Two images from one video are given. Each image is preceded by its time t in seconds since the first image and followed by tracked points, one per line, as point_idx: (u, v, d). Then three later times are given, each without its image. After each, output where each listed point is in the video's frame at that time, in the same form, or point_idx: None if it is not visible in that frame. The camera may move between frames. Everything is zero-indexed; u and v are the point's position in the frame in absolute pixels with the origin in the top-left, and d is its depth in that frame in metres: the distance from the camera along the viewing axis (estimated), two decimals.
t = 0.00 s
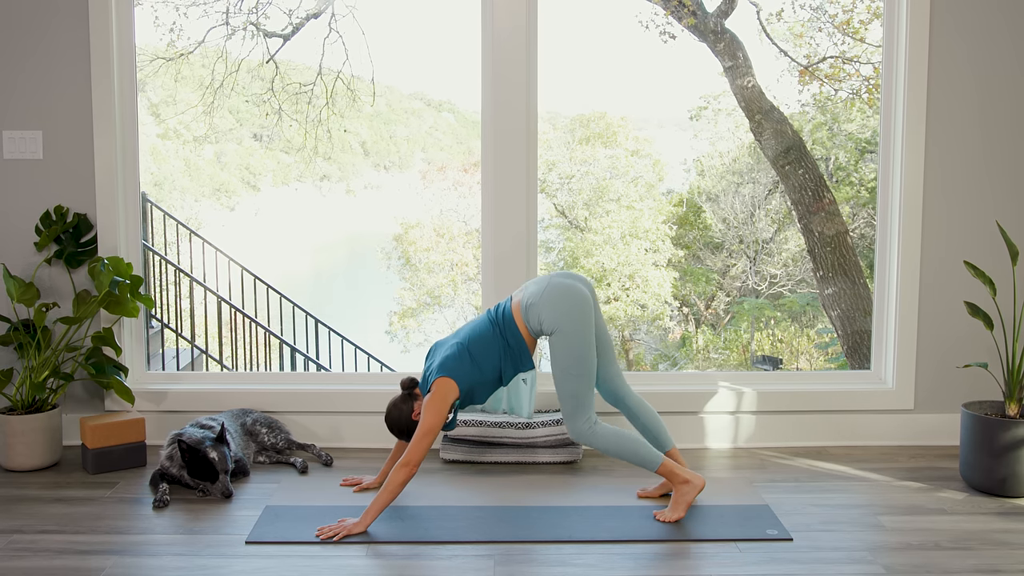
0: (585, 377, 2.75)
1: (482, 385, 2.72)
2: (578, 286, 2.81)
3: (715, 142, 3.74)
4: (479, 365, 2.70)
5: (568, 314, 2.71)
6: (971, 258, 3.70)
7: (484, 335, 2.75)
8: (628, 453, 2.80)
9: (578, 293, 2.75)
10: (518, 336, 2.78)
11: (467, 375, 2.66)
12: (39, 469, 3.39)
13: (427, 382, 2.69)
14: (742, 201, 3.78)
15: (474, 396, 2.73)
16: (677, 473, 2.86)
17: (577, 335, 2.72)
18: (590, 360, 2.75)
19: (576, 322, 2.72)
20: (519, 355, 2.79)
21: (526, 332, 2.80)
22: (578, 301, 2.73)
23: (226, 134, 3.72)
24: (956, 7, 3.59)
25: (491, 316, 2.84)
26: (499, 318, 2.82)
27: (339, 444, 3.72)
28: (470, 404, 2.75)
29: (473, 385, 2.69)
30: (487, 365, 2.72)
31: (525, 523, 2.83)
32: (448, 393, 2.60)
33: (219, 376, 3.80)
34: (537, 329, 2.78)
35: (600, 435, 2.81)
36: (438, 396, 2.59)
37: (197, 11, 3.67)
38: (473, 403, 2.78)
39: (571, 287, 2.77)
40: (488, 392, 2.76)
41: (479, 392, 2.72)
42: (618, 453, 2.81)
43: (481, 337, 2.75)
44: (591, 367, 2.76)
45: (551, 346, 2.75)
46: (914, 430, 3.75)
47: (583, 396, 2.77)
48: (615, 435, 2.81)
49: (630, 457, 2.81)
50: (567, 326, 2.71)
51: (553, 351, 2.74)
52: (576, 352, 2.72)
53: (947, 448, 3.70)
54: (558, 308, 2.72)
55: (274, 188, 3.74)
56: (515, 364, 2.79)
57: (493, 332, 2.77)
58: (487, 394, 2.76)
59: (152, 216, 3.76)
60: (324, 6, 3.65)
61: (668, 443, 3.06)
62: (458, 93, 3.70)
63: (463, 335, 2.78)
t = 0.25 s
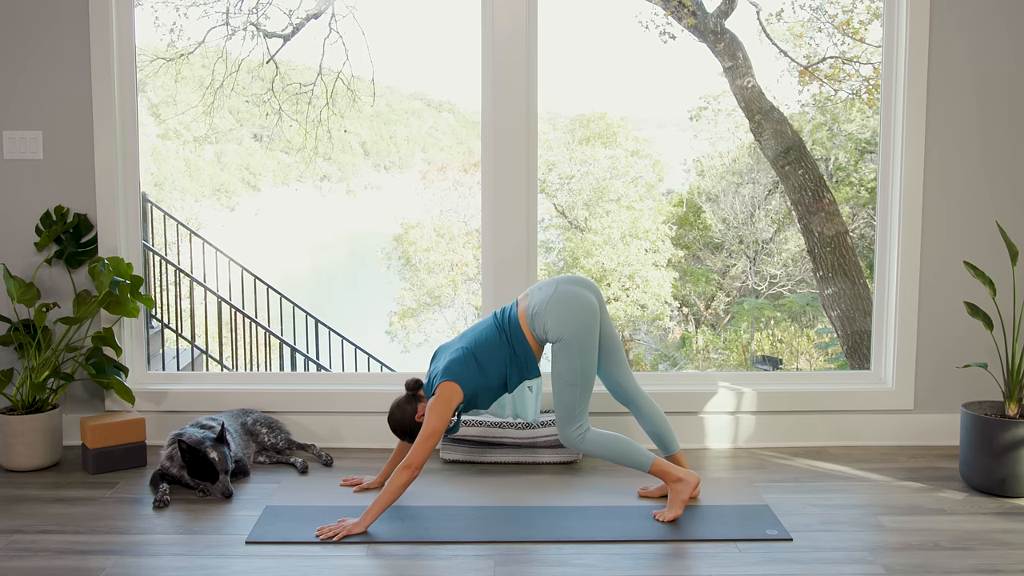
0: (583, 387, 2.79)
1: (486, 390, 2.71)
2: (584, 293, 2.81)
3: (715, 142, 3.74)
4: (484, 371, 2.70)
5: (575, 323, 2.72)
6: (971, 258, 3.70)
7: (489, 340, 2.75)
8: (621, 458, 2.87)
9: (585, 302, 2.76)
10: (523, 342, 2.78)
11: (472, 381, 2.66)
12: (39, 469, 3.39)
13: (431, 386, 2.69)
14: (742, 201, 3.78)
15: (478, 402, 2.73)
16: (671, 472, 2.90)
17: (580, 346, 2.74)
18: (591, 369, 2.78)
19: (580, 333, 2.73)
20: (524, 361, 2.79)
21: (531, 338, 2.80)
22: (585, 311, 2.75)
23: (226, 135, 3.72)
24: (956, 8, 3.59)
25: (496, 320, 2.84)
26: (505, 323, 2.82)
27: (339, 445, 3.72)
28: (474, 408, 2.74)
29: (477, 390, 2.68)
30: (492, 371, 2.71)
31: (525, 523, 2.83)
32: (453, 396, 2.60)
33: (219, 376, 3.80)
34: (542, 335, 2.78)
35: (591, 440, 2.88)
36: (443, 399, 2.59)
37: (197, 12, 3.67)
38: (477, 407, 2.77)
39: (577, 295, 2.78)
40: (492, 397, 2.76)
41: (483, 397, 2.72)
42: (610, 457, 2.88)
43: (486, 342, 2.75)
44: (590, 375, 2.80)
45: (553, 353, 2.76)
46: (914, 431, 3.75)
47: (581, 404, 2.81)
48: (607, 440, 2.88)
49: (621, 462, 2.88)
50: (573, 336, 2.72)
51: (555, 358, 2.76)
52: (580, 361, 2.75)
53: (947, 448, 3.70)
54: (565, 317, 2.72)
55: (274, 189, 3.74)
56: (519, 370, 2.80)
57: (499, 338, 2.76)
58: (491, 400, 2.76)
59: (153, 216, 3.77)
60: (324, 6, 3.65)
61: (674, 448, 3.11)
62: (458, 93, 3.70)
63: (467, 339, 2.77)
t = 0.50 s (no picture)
0: (582, 387, 2.79)
1: (483, 388, 2.71)
2: (584, 293, 2.81)
3: (715, 142, 3.74)
4: (481, 368, 2.69)
5: (573, 322, 2.72)
6: (971, 258, 3.70)
7: (487, 338, 2.75)
8: (621, 456, 2.87)
9: (584, 302, 2.76)
10: (520, 340, 2.77)
11: (468, 378, 2.66)
12: (39, 469, 3.39)
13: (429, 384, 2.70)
14: (742, 201, 3.79)
15: (475, 400, 2.72)
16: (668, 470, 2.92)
17: (580, 345, 2.73)
18: (590, 368, 2.78)
19: (579, 332, 2.73)
20: (521, 359, 2.78)
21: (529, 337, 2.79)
22: (583, 310, 2.75)
23: (226, 135, 3.72)
24: (956, 9, 3.59)
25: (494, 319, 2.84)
26: (503, 321, 2.81)
27: (339, 445, 3.72)
28: (471, 407, 2.74)
29: (473, 388, 2.68)
30: (489, 369, 2.71)
31: (525, 523, 2.83)
32: (450, 395, 2.61)
33: (219, 376, 3.80)
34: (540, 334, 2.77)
35: (589, 439, 2.88)
36: (439, 398, 2.60)
37: (197, 12, 3.67)
38: (474, 406, 2.77)
39: (576, 295, 2.78)
40: (489, 396, 2.75)
41: (480, 395, 2.72)
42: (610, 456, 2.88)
43: (484, 340, 2.74)
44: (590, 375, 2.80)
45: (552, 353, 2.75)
46: (914, 431, 3.75)
47: (580, 403, 2.81)
48: (606, 438, 2.88)
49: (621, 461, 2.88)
50: (572, 335, 2.71)
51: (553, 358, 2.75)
52: (579, 360, 2.74)
53: (947, 448, 3.70)
54: (564, 316, 2.72)
55: (274, 189, 3.74)
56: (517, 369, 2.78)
57: (496, 336, 2.76)
58: (488, 398, 2.75)
59: (153, 216, 3.77)
60: (324, 7, 3.65)
61: (674, 447, 3.10)
62: (458, 93, 3.70)
63: (465, 337, 2.77)
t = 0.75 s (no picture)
0: (576, 380, 2.78)
1: (473, 380, 2.71)
2: (573, 287, 2.83)
3: (715, 143, 3.74)
4: (471, 360, 2.69)
5: (564, 314, 2.73)
6: (970, 259, 3.70)
7: (476, 331, 2.74)
8: (617, 450, 2.86)
9: (575, 296, 2.77)
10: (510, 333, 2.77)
11: (459, 370, 2.65)
12: (40, 469, 3.39)
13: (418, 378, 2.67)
14: (742, 201, 3.79)
15: (465, 392, 2.72)
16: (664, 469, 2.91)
17: (572, 338, 2.74)
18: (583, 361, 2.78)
19: (571, 325, 2.74)
20: (511, 352, 2.77)
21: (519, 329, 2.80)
22: (574, 303, 2.76)
23: (226, 135, 3.73)
24: (956, 9, 3.60)
25: (485, 312, 2.84)
26: (492, 314, 2.81)
27: (339, 445, 3.72)
28: (460, 399, 2.73)
29: (464, 380, 2.67)
30: (478, 360, 2.70)
31: (525, 523, 2.83)
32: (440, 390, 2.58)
33: (219, 376, 3.81)
34: (531, 326, 2.78)
35: (587, 434, 2.87)
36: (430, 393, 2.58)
37: (197, 12, 3.67)
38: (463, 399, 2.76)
39: (568, 289, 2.79)
40: (478, 388, 2.75)
41: (470, 387, 2.71)
42: (607, 450, 2.87)
43: (474, 332, 2.74)
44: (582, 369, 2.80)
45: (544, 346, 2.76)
46: (913, 431, 3.75)
47: (574, 397, 2.80)
48: (600, 433, 2.87)
49: (617, 454, 2.86)
50: (563, 327, 2.73)
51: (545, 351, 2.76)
52: (572, 353, 2.74)
53: (946, 448, 3.71)
54: (555, 308, 2.73)
55: (274, 189, 3.75)
56: (505, 363, 2.78)
57: (485, 328, 2.76)
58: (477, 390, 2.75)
59: (153, 216, 3.77)
60: (324, 7, 3.66)
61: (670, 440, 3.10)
62: (458, 94, 3.70)
63: (456, 329, 2.77)
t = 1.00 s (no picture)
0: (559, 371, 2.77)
1: (458, 371, 2.72)
2: (558, 280, 2.82)
3: (715, 143, 3.75)
4: (456, 351, 2.70)
5: (549, 305, 2.73)
6: (970, 259, 3.70)
7: (462, 324, 2.74)
8: (600, 441, 2.83)
9: (559, 287, 2.77)
10: (495, 324, 2.77)
11: (444, 361, 2.67)
12: (40, 469, 3.39)
13: (404, 369, 2.67)
14: (742, 202, 3.79)
15: (450, 382, 2.73)
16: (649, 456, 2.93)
17: (556, 329, 2.73)
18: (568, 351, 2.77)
19: (555, 316, 2.73)
20: (496, 343, 2.78)
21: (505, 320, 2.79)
22: (560, 294, 2.76)
23: (226, 135, 3.73)
24: (955, 9, 3.60)
25: (471, 303, 2.84)
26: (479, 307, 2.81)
27: (339, 445, 3.73)
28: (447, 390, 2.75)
29: (449, 371, 2.69)
30: (463, 352, 2.71)
31: (525, 523, 2.83)
32: (427, 381, 2.60)
33: (219, 377, 3.81)
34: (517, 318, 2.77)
35: (570, 426, 2.83)
36: (416, 387, 2.59)
37: (197, 12, 3.68)
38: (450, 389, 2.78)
39: (553, 281, 2.79)
40: (464, 379, 2.76)
41: (455, 377, 2.73)
42: (591, 443, 2.84)
43: (460, 323, 2.75)
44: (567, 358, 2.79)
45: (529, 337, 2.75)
46: (913, 431, 3.75)
47: (557, 387, 2.79)
48: (583, 424, 2.84)
49: (600, 446, 2.84)
50: (548, 318, 2.72)
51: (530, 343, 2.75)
52: (557, 343, 2.74)
53: (946, 448, 3.71)
54: (540, 299, 2.73)
55: (274, 189, 3.75)
56: (490, 354, 2.78)
57: (471, 321, 2.76)
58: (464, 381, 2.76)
59: (153, 217, 3.77)
60: (324, 7, 3.66)
61: (662, 432, 3.05)
62: (458, 94, 3.70)
63: (441, 321, 2.78)
